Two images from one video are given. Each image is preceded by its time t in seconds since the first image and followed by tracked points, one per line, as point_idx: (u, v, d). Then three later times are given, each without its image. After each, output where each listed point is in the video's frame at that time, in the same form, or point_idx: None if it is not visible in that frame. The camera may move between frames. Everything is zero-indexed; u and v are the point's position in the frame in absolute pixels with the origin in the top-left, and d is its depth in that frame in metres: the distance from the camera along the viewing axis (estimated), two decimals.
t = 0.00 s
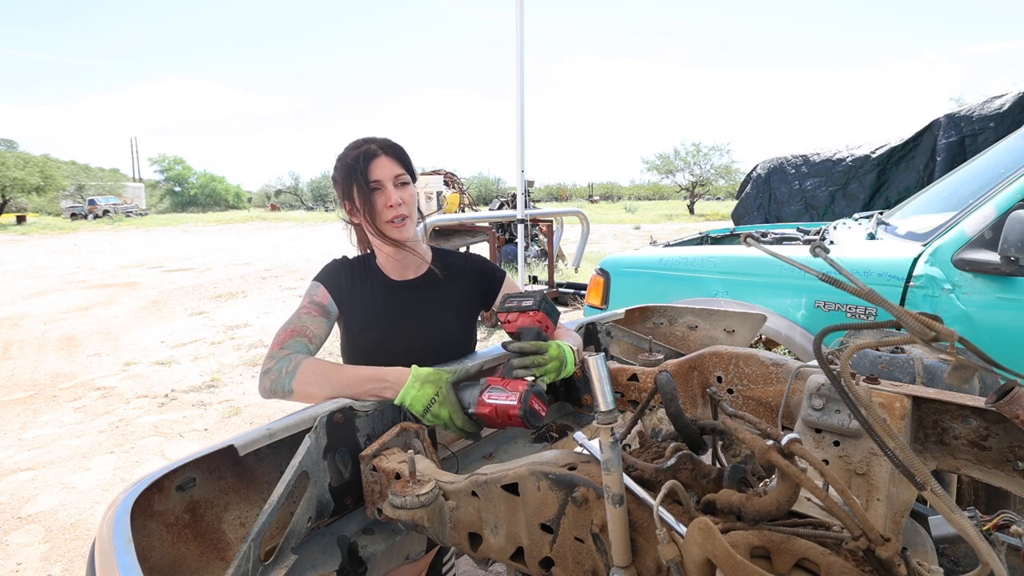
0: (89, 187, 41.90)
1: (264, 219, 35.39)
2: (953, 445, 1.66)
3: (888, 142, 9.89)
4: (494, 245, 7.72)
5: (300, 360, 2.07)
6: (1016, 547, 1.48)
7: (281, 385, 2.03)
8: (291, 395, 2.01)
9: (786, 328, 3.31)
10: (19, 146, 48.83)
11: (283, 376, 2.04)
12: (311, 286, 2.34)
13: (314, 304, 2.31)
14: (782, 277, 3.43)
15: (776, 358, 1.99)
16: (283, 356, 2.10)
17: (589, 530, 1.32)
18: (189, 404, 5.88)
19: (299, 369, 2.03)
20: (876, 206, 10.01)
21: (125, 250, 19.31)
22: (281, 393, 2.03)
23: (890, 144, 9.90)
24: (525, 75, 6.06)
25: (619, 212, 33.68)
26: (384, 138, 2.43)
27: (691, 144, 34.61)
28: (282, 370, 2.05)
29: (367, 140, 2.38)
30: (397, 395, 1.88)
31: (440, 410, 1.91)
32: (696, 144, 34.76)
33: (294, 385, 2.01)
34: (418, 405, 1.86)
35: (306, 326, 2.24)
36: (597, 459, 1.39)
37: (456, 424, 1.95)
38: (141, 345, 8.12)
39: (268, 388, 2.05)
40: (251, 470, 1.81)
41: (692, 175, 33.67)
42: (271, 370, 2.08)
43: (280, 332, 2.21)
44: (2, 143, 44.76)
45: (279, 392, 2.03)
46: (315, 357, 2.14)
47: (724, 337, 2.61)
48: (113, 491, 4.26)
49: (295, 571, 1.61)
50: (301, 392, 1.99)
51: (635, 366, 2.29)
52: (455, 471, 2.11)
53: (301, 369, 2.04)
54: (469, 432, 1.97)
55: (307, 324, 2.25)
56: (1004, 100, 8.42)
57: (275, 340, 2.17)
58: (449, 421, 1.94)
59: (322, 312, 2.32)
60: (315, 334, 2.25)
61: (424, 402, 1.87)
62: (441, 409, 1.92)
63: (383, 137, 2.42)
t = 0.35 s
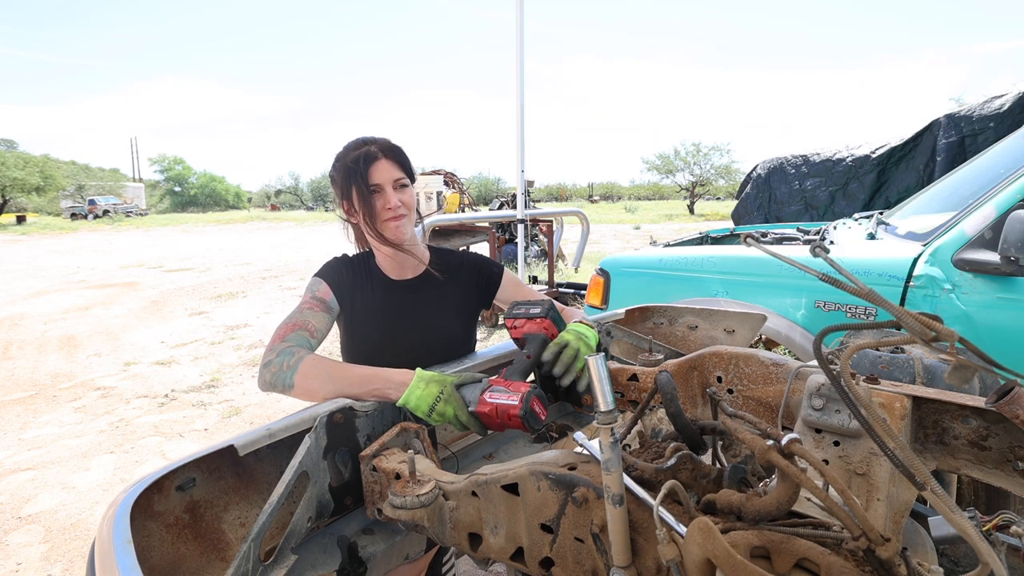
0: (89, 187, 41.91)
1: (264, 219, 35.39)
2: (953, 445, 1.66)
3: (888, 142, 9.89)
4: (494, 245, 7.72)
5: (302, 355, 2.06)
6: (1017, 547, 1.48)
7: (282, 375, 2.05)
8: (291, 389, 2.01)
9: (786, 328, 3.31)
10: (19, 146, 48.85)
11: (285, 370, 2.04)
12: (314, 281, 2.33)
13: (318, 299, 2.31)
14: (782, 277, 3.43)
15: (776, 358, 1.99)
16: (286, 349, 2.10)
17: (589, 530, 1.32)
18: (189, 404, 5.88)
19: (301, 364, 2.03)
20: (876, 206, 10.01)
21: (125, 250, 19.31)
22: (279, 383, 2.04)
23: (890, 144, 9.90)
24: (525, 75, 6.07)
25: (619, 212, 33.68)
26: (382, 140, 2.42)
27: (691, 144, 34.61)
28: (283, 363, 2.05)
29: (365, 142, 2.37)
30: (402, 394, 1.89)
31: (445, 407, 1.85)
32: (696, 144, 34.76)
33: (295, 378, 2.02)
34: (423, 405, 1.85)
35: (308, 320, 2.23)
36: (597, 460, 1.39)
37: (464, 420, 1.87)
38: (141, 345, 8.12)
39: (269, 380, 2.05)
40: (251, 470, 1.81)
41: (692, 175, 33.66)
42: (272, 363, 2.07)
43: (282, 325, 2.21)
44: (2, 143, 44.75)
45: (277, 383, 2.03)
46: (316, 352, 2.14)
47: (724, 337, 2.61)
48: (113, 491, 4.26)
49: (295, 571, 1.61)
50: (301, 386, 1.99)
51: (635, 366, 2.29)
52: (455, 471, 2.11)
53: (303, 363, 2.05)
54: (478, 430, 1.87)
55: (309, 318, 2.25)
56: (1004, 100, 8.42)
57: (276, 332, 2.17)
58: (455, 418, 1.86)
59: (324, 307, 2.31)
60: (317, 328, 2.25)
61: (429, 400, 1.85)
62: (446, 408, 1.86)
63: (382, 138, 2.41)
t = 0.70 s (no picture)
0: (89, 187, 41.91)
1: (264, 219, 35.39)
2: (953, 445, 1.66)
3: (888, 142, 9.89)
4: (493, 246, 7.73)
5: (304, 354, 2.06)
6: (1017, 547, 1.48)
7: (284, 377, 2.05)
8: (293, 389, 2.01)
9: (786, 328, 3.31)
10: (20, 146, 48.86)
11: (286, 369, 2.04)
12: (316, 282, 2.35)
13: (322, 300, 2.32)
14: (782, 277, 3.43)
15: (776, 358, 1.99)
16: (288, 348, 2.10)
17: (589, 530, 1.32)
18: (188, 404, 5.88)
19: (303, 362, 2.03)
20: (876, 206, 10.01)
21: (125, 250, 19.31)
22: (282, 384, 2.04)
23: (890, 144, 9.91)
24: (525, 75, 6.07)
25: (619, 212, 33.67)
26: (385, 140, 2.42)
27: (690, 144, 34.60)
28: (285, 363, 2.05)
29: (368, 142, 2.37)
30: (405, 391, 1.88)
31: (446, 402, 1.82)
32: (696, 144, 34.77)
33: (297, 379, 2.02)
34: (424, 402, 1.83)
35: (311, 321, 2.24)
36: (597, 459, 1.39)
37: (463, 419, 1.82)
38: (141, 345, 8.12)
39: (271, 380, 2.05)
40: (251, 470, 1.81)
41: (692, 175, 33.65)
42: (275, 362, 2.08)
43: (285, 325, 2.21)
44: (2, 143, 44.77)
45: (280, 385, 2.03)
46: (319, 352, 2.14)
47: (723, 337, 2.61)
48: (113, 491, 4.26)
49: (295, 571, 1.61)
50: (303, 387, 2.00)
51: (635, 366, 2.29)
52: (455, 471, 2.11)
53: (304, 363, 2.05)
54: (475, 431, 1.81)
55: (312, 318, 2.25)
56: (1004, 100, 8.43)
57: (279, 333, 2.17)
58: (454, 415, 1.82)
59: (326, 308, 2.32)
60: (319, 328, 2.25)
61: (430, 395, 1.84)
62: (447, 402, 1.83)
63: (384, 139, 2.41)
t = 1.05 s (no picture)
0: (89, 187, 41.93)
1: (264, 219, 35.39)
2: (953, 445, 1.66)
3: (888, 142, 9.89)
4: (493, 245, 7.73)
5: (305, 357, 2.07)
6: (1017, 547, 1.48)
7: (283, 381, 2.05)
8: (293, 392, 2.01)
9: (786, 328, 3.31)
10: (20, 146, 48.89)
11: (286, 372, 2.04)
12: (312, 285, 2.34)
13: (318, 303, 2.32)
14: (782, 277, 3.43)
15: (776, 358, 1.99)
16: (287, 352, 2.11)
17: (589, 530, 1.32)
18: (188, 404, 5.88)
19: (304, 365, 2.04)
20: (876, 206, 10.01)
21: (125, 250, 19.30)
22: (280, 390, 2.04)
23: (890, 144, 9.91)
24: (525, 76, 6.07)
25: (619, 211, 33.68)
26: (388, 143, 2.42)
27: (690, 144, 34.59)
28: (285, 366, 2.06)
29: (372, 145, 2.37)
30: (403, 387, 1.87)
31: (446, 391, 1.84)
32: (696, 144, 34.79)
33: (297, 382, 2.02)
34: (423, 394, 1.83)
35: (307, 324, 2.24)
36: (597, 459, 1.39)
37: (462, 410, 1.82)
38: (141, 345, 8.12)
39: (269, 384, 2.05)
40: (251, 470, 1.81)
41: (692, 175, 33.66)
42: (274, 366, 2.08)
43: (281, 330, 2.21)
44: (2, 143, 44.77)
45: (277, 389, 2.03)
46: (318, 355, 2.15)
47: (724, 337, 2.61)
48: (113, 491, 4.26)
49: (295, 571, 1.61)
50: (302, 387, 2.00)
51: (635, 366, 2.29)
52: (455, 471, 2.11)
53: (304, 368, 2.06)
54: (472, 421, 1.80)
55: (308, 322, 2.25)
56: (1004, 100, 8.43)
57: (276, 337, 2.17)
58: (453, 407, 1.82)
59: (322, 311, 2.32)
60: (316, 332, 2.25)
61: (431, 385, 1.85)
62: (447, 391, 1.84)
63: (388, 142, 2.41)
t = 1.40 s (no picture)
0: (89, 187, 41.91)
1: (264, 219, 35.40)
2: (953, 445, 1.66)
3: (888, 142, 9.89)
4: (494, 245, 7.73)
5: (304, 361, 2.07)
6: (1017, 547, 1.48)
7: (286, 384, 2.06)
8: (292, 396, 2.00)
9: (786, 328, 3.31)
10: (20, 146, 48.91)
11: (285, 377, 2.04)
12: (310, 287, 2.33)
13: (316, 307, 2.32)
14: (782, 277, 3.43)
15: (776, 358, 1.99)
16: (287, 358, 2.11)
17: (589, 530, 1.32)
18: (188, 404, 5.88)
19: (302, 369, 2.04)
20: (876, 206, 10.01)
21: (125, 250, 19.30)
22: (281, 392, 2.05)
23: (890, 144, 9.91)
24: (525, 76, 6.07)
25: (619, 211, 33.68)
26: (387, 144, 2.41)
27: (690, 144, 34.60)
28: (285, 371, 2.06)
29: (370, 145, 2.37)
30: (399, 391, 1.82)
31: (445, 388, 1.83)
32: (696, 144, 34.80)
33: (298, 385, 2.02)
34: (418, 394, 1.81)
35: (306, 328, 2.24)
36: (597, 459, 1.39)
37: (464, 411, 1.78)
38: (141, 345, 8.12)
39: (270, 388, 2.05)
40: (251, 470, 1.81)
41: (692, 175, 33.67)
42: (274, 372, 2.08)
43: (280, 334, 2.21)
44: (2, 142, 44.78)
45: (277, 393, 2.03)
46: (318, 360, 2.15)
47: (724, 337, 2.61)
48: (113, 491, 4.26)
49: (295, 571, 1.61)
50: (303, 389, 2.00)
51: (634, 366, 2.29)
52: (455, 471, 2.11)
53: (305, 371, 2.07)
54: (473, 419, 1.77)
55: (307, 326, 2.25)
56: (1004, 100, 8.43)
57: (276, 342, 2.17)
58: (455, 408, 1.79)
59: (321, 314, 2.32)
60: (316, 336, 2.25)
61: (428, 387, 1.80)
62: (446, 392, 1.81)
63: (387, 142, 2.41)
